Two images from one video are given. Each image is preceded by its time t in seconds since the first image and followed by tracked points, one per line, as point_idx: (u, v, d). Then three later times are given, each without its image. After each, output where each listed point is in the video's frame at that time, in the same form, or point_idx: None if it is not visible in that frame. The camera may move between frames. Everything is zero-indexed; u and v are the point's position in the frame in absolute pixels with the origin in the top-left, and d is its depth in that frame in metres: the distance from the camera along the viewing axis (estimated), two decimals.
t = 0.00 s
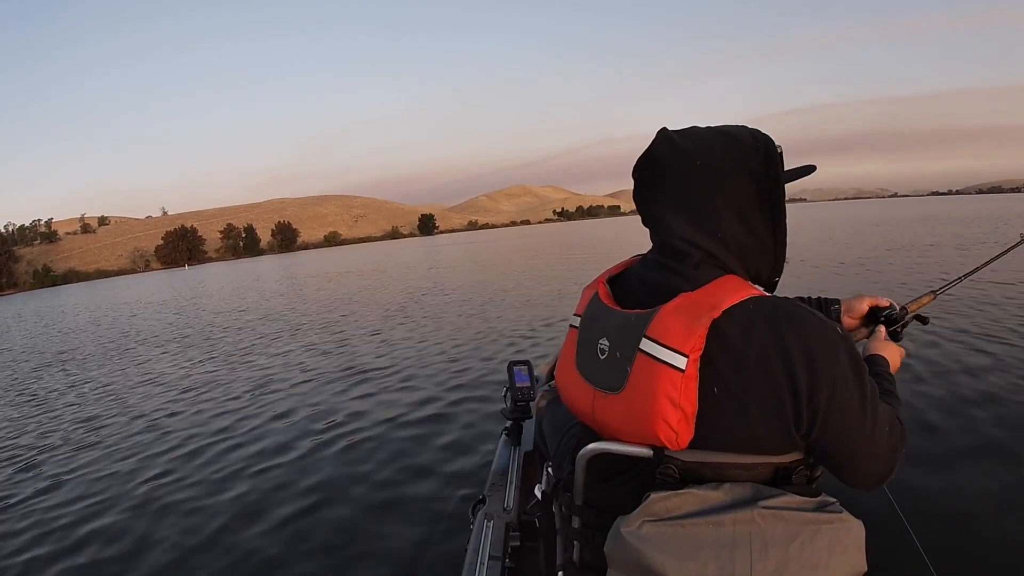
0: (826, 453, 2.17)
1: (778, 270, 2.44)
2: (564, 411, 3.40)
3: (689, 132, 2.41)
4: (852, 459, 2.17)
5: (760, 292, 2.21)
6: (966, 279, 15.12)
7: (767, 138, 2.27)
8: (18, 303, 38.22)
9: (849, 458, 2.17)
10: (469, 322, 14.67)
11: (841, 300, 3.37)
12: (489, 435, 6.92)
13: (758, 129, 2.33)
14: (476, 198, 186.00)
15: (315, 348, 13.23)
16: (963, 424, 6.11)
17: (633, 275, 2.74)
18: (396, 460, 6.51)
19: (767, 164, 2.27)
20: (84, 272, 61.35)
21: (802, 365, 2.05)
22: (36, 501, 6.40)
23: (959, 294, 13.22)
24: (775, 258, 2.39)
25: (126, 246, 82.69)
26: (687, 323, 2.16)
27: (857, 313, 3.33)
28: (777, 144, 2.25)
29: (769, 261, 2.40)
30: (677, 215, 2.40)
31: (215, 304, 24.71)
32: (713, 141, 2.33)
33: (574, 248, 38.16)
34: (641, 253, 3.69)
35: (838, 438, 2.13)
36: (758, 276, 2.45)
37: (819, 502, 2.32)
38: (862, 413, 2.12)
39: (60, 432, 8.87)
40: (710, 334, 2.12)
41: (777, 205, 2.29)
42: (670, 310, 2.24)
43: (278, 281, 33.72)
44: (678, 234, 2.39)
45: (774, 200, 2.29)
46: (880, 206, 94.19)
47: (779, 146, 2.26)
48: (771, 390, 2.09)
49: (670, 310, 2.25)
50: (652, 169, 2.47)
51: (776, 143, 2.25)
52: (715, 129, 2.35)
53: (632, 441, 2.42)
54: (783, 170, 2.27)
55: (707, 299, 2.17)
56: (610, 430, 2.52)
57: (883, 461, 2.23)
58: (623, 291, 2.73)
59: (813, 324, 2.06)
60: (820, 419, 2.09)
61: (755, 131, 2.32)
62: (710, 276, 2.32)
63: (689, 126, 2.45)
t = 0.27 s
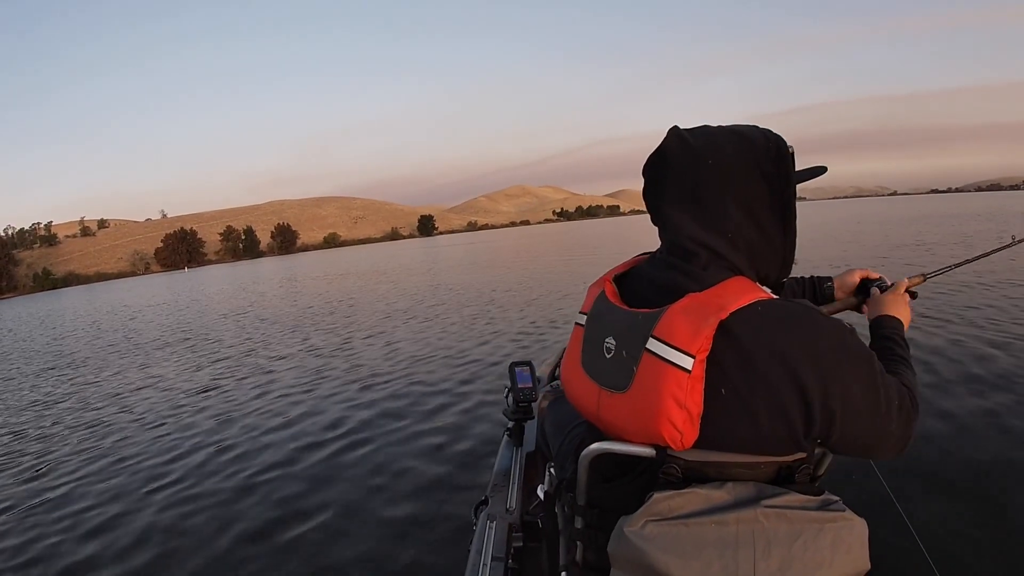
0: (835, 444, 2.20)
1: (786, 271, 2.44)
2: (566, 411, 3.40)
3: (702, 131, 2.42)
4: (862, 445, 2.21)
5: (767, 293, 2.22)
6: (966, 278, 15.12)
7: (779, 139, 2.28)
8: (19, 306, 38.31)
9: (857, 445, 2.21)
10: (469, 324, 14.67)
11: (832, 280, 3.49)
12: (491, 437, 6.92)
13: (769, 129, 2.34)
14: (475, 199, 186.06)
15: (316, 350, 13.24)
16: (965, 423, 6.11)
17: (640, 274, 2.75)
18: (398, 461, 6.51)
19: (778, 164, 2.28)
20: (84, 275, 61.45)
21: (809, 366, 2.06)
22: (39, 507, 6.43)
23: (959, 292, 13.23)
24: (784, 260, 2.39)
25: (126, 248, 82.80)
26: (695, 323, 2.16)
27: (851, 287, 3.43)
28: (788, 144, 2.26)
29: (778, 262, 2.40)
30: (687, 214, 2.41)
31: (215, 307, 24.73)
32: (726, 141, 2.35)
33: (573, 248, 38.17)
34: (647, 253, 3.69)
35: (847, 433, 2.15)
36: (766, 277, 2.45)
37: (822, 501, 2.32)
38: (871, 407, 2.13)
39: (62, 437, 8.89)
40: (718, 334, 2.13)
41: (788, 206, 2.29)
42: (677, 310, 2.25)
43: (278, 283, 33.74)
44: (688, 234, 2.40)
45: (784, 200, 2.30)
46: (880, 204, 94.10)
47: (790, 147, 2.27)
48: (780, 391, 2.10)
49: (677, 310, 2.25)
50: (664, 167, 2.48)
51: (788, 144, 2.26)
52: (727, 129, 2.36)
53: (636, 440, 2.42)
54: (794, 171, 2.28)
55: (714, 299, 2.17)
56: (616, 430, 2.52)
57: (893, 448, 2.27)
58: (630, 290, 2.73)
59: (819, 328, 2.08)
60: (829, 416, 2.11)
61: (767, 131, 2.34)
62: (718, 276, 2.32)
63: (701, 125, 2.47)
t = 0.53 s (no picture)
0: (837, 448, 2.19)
1: (782, 271, 2.44)
2: (566, 412, 3.40)
3: (698, 132, 2.42)
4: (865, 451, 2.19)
5: (765, 293, 2.22)
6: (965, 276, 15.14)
7: (775, 139, 2.28)
8: (20, 308, 38.40)
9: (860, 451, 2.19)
10: (469, 324, 14.68)
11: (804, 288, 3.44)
12: (492, 437, 6.93)
13: (766, 129, 2.34)
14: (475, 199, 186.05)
15: (316, 352, 13.24)
16: (965, 421, 6.11)
17: (636, 275, 2.74)
18: (398, 462, 6.51)
19: (774, 165, 2.28)
20: (84, 277, 61.50)
21: (811, 368, 2.05)
22: (42, 511, 6.42)
23: (959, 290, 13.24)
24: (781, 259, 2.39)
25: (126, 250, 82.84)
26: (693, 323, 2.16)
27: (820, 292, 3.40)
28: (784, 145, 2.26)
29: (775, 261, 2.40)
30: (684, 215, 2.41)
31: (215, 308, 24.73)
32: (722, 141, 2.34)
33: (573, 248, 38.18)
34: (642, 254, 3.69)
35: (849, 437, 2.14)
36: (763, 277, 2.45)
37: (822, 500, 2.32)
38: (874, 411, 2.12)
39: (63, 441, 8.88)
40: (716, 334, 2.13)
41: (784, 206, 2.29)
42: (675, 311, 2.24)
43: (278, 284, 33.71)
44: (684, 234, 2.40)
45: (781, 200, 2.30)
46: (880, 202, 94.14)
47: (786, 147, 2.27)
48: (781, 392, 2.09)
49: (675, 310, 2.25)
50: (660, 168, 2.48)
51: (784, 144, 2.26)
52: (723, 130, 2.36)
53: (636, 441, 2.42)
54: (790, 171, 2.28)
55: (712, 299, 2.18)
56: (614, 431, 2.52)
57: (896, 451, 2.25)
58: (626, 292, 2.73)
59: (819, 329, 2.07)
60: (831, 420, 2.09)
61: (763, 132, 2.34)
62: (715, 277, 2.32)
63: (697, 126, 2.47)
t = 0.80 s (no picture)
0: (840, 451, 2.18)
1: (785, 268, 2.44)
2: (568, 412, 3.40)
3: (700, 129, 2.42)
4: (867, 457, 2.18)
5: (768, 291, 2.22)
6: (966, 276, 15.15)
7: (778, 136, 2.27)
8: (20, 306, 38.43)
9: (862, 457, 2.18)
10: (469, 323, 14.68)
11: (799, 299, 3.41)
12: (493, 436, 6.93)
13: (767, 126, 2.33)
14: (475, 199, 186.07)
15: (317, 351, 13.24)
16: (966, 419, 6.12)
17: (637, 273, 2.74)
18: (399, 461, 6.52)
19: (776, 162, 2.27)
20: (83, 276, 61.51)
21: (814, 368, 2.05)
22: (42, 511, 6.42)
23: (959, 290, 13.25)
24: (783, 257, 2.39)
25: (125, 249, 82.88)
26: (696, 322, 2.16)
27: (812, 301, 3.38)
28: (786, 141, 2.25)
29: (777, 259, 2.40)
30: (685, 212, 2.41)
31: (215, 307, 24.73)
32: (724, 138, 2.34)
33: (573, 247, 38.18)
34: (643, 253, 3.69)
35: (852, 438, 2.13)
36: (765, 274, 2.45)
37: (825, 496, 2.32)
38: (877, 414, 2.11)
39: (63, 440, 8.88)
40: (719, 333, 2.13)
41: (786, 203, 2.29)
42: (678, 310, 2.24)
43: (278, 284, 33.70)
44: (686, 232, 2.41)
45: (783, 197, 2.29)
46: (880, 203, 94.16)
47: (788, 144, 2.26)
48: (783, 392, 2.10)
49: (678, 309, 2.25)
50: (662, 165, 2.48)
51: (786, 141, 2.25)
52: (725, 127, 2.36)
53: (639, 440, 2.42)
54: (793, 168, 2.28)
55: (715, 298, 2.18)
56: (617, 431, 2.52)
57: (901, 454, 2.23)
58: (627, 290, 2.73)
59: (822, 328, 2.07)
60: (834, 422, 2.09)
61: (765, 128, 2.33)
62: (718, 275, 2.32)
63: (700, 123, 2.47)
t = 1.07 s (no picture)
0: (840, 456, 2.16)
1: (789, 268, 2.43)
2: (570, 411, 3.40)
3: (707, 127, 2.42)
4: (866, 465, 2.16)
5: (773, 290, 2.22)
6: (965, 281, 15.16)
7: (784, 135, 2.27)
8: (20, 299, 38.47)
9: (862, 463, 2.16)
10: (469, 322, 14.67)
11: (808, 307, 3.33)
12: (492, 435, 6.92)
13: (773, 125, 2.33)
14: (476, 198, 186.01)
15: (316, 348, 13.23)
16: (965, 422, 6.12)
17: (640, 271, 2.74)
18: (399, 460, 6.51)
19: (782, 161, 2.26)
20: (83, 270, 61.63)
21: (820, 367, 2.05)
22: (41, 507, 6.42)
23: (959, 295, 13.26)
24: (787, 256, 2.39)
25: (125, 243, 82.85)
26: (701, 321, 2.16)
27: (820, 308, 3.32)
28: (792, 141, 2.24)
29: (781, 259, 2.39)
30: (691, 211, 2.41)
31: (214, 303, 24.70)
32: (730, 137, 2.34)
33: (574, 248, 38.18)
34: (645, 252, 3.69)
35: (856, 440, 2.11)
36: (769, 274, 2.45)
37: (828, 494, 2.31)
38: (880, 417, 2.09)
39: (61, 434, 8.87)
40: (723, 332, 2.13)
41: (792, 203, 2.29)
42: (683, 309, 2.24)
43: (277, 280, 33.65)
44: (691, 231, 2.41)
45: (789, 196, 2.29)
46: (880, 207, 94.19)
47: (794, 143, 2.25)
48: (787, 391, 2.09)
49: (683, 308, 2.24)
50: (667, 164, 2.48)
51: (792, 140, 2.24)
52: (731, 125, 2.35)
53: (642, 439, 2.42)
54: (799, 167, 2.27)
55: (719, 297, 2.18)
56: (621, 429, 2.51)
57: (905, 458, 2.20)
58: (631, 289, 2.73)
59: (825, 328, 2.07)
60: (837, 423, 2.08)
61: (770, 127, 2.32)
62: (723, 273, 2.32)
63: (706, 121, 2.46)
